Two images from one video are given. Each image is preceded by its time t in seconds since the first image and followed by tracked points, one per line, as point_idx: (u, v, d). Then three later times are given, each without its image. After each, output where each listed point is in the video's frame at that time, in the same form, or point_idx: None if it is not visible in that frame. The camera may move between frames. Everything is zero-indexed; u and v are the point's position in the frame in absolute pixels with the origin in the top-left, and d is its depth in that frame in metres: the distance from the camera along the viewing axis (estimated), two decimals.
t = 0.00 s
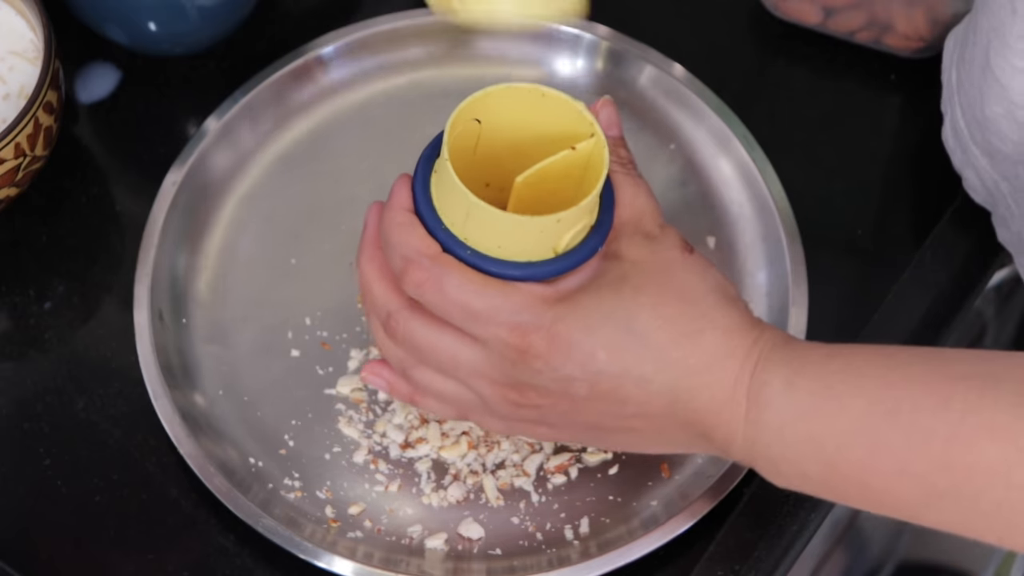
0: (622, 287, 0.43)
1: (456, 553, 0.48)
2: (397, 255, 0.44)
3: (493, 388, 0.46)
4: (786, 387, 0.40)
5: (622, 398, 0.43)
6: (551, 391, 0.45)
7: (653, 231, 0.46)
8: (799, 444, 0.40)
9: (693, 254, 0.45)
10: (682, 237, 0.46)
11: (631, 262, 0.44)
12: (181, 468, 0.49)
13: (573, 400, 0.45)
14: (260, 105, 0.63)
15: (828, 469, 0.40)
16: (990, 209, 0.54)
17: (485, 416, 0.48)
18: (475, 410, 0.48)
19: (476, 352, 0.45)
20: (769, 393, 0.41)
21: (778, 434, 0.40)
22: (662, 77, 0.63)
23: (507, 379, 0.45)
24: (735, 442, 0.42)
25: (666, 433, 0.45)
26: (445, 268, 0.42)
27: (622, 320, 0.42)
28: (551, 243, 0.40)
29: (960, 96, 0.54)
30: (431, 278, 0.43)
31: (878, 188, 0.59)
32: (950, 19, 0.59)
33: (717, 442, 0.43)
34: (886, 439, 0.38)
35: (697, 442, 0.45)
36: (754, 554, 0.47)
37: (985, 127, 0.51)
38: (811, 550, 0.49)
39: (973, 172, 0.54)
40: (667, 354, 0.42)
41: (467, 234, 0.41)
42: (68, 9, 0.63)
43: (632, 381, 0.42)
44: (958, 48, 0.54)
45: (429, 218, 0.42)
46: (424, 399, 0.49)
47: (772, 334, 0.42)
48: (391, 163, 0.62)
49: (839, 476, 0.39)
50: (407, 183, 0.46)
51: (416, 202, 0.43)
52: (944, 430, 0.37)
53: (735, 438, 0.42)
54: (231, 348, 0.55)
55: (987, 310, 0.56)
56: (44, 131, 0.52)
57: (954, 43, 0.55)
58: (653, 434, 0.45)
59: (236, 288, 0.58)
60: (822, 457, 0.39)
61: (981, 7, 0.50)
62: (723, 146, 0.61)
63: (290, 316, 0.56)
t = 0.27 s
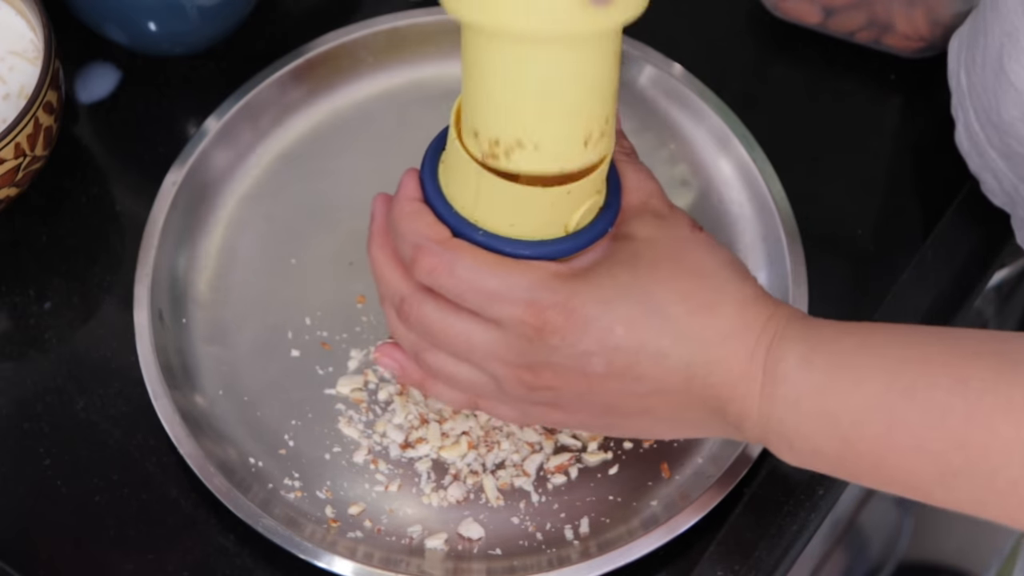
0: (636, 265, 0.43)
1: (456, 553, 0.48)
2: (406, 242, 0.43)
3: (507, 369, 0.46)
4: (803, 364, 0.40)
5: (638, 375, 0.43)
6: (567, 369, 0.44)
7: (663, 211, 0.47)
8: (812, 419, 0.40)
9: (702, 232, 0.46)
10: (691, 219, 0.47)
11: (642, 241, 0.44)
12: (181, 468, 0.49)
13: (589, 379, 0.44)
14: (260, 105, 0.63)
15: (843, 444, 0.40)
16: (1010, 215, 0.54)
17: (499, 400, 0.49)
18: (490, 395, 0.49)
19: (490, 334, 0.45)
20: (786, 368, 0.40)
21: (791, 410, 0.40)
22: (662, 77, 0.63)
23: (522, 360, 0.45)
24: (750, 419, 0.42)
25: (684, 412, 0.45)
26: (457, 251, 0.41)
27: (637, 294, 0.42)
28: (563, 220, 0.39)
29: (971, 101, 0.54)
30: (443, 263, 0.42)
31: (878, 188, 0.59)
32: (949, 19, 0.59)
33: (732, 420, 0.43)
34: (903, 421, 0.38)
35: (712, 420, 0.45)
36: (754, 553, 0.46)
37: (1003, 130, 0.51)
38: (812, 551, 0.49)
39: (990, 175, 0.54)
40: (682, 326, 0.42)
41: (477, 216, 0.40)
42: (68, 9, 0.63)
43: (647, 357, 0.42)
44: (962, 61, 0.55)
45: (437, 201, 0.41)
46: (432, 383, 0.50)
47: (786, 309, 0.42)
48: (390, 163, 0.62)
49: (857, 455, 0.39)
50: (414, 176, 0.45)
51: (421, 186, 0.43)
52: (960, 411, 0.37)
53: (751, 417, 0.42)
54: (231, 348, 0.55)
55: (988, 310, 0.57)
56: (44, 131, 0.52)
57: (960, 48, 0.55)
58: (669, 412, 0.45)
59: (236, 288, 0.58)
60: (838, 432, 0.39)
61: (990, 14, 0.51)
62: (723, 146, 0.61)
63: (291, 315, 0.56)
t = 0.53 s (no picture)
0: (652, 259, 0.42)
1: (456, 553, 0.48)
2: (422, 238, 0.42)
3: (521, 367, 0.44)
4: (820, 362, 0.39)
5: (656, 370, 0.41)
6: (582, 366, 0.43)
7: (678, 213, 0.46)
8: (832, 414, 0.39)
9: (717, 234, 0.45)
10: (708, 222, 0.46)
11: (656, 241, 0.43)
12: (181, 468, 0.49)
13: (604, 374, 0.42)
14: (260, 105, 0.63)
15: (859, 446, 0.39)
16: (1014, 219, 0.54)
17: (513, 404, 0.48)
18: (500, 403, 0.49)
19: (504, 328, 0.44)
20: (801, 366, 0.39)
21: (812, 406, 0.39)
22: (662, 77, 0.63)
23: (540, 355, 0.44)
24: (767, 420, 0.40)
25: (696, 411, 0.43)
26: (470, 246, 0.40)
27: (653, 286, 0.41)
28: (574, 215, 0.38)
29: (978, 105, 0.54)
30: (460, 259, 0.41)
31: (879, 187, 0.59)
32: (949, 19, 0.59)
33: (754, 426, 0.41)
34: (919, 420, 0.37)
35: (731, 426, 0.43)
36: (754, 554, 0.46)
37: (1011, 133, 0.51)
38: (812, 551, 0.49)
39: (995, 178, 0.53)
40: (700, 316, 0.40)
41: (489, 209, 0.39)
42: (68, 9, 0.63)
43: (665, 350, 0.40)
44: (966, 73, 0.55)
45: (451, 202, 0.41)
46: (446, 385, 0.49)
47: (802, 310, 0.41)
48: (390, 163, 0.62)
49: (868, 454, 0.39)
50: (427, 184, 0.44)
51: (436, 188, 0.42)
52: (977, 412, 0.37)
53: (767, 416, 0.40)
54: (231, 348, 0.55)
55: (988, 310, 0.56)
56: (44, 131, 0.52)
57: (966, 51, 0.55)
58: (668, 413, 0.43)
59: (236, 288, 0.58)
60: (854, 433, 0.39)
61: (999, 16, 0.51)
62: (723, 146, 0.61)
63: (291, 315, 0.56)
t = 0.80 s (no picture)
0: (636, 236, 0.41)
1: (456, 553, 0.48)
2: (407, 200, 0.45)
3: (495, 333, 0.44)
4: (798, 345, 0.36)
5: (627, 343, 0.40)
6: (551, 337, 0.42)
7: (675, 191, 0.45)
8: (809, 400, 0.36)
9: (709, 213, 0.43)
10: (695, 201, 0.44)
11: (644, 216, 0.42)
12: (181, 468, 0.49)
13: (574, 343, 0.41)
14: (260, 105, 0.63)
15: (836, 431, 0.36)
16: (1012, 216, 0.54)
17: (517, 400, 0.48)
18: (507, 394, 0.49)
19: (478, 292, 0.44)
20: (778, 348, 0.37)
21: (787, 387, 0.36)
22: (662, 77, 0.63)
23: (510, 321, 0.43)
24: (740, 400, 0.38)
25: (669, 389, 0.41)
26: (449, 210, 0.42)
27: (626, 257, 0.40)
28: (569, 183, 0.40)
29: (981, 104, 0.53)
30: (437, 221, 0.43)
31: (879, 187, 0.59)
32: (949, 19, 0.59)
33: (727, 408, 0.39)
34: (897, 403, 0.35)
35: (706, 408, 0.40)
36: (754, 554, 0.46)
37: (1013, 134, 0.51)
38: (812, 551, 0.48)
39: (995, 179, 0.53)
40: (676, 292, 0.38)
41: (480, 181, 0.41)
42: (68, 9, 0.63)
43: (637, 323, 0.39)
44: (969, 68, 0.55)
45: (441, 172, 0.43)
46: (427, 342, 0.49)
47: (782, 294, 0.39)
48: (390, 163, 0.62)
49: (841, 444, 0.36)
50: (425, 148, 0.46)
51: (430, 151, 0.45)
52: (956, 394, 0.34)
53: (741, 397, 0.38)
54: (231, 348, 0.55)
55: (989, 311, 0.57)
56: (44, 131, 0.52)
57: (967, 49, 0.55)
58: (646, 391, 0.42)
59: (236, 288, 0.58)
60: (829, 414, 0.36)
61: (1001, 15, 0.50)
62: (723, 146, 0.61)
63: (291, 315, 0.56)
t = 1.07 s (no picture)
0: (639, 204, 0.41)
1: (456, 553, 0.48)
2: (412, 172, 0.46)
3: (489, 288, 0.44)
4: (790, 304, 0.37)
5: (623, 301, 0.40)
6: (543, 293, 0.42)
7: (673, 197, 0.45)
8: (796, 355, 0.36)
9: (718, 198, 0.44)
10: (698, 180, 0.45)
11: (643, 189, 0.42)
12: (181, 468, 0.49)
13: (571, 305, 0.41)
14: (260, 105, 0.63)
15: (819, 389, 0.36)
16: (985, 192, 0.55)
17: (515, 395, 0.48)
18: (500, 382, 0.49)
19: (474, 253, 0.44)
20: (772, 307, 0.37)
21: (780, 343, 0.37)
22: (662, 77, 0.63)
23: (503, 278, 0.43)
24: (731, 357, 0.38)
25: (663, 349, 0.41)
26: (449, 173, 0.43)
27: (627, 221, 0.40)
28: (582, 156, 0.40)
29: (957, 78, 0.54)
30: (435, 186, 0.43)
31: (879, 187, 0.59)
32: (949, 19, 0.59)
33: (717, 368, 0.39)
34: (877, 363, 0.35)
35: (695, 373, 0.41)
36: (754, 554, 0.47)
37: (983, 110, 0.52)
38: (812, 551, 0.48)
39: (966, 153, 0.55)
40: (680, 253, 0.39)
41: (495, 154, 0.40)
42: (68, 9, 0.63)
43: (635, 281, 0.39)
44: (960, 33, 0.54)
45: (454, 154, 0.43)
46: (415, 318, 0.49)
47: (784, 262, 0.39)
48: (390, 163, 0.62)
49: (828, 404, 0.36)
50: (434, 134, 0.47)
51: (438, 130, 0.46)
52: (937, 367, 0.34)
53: (733, 351, 0.38)
54: (231, 349, 0.55)
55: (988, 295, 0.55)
56: (44, 131, 0.52)
57: (954, 23, 0.55)
58: (650, 364, 0.42)
59: (236, 288, 0.58)
60: (814, 374, 0.36)
61: None
62: (723, 146, 0.61)
63: (291, 315, 0.56)
